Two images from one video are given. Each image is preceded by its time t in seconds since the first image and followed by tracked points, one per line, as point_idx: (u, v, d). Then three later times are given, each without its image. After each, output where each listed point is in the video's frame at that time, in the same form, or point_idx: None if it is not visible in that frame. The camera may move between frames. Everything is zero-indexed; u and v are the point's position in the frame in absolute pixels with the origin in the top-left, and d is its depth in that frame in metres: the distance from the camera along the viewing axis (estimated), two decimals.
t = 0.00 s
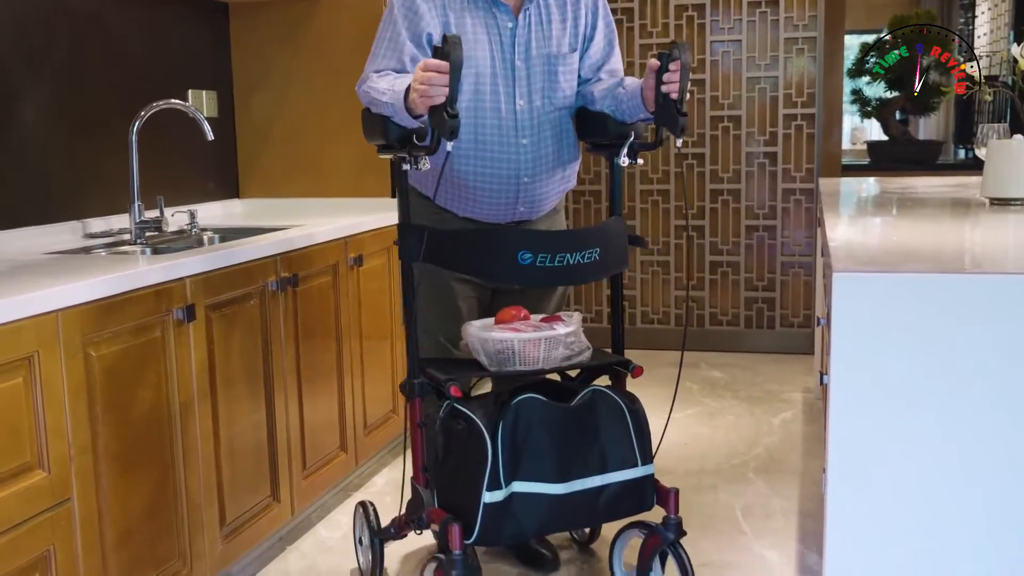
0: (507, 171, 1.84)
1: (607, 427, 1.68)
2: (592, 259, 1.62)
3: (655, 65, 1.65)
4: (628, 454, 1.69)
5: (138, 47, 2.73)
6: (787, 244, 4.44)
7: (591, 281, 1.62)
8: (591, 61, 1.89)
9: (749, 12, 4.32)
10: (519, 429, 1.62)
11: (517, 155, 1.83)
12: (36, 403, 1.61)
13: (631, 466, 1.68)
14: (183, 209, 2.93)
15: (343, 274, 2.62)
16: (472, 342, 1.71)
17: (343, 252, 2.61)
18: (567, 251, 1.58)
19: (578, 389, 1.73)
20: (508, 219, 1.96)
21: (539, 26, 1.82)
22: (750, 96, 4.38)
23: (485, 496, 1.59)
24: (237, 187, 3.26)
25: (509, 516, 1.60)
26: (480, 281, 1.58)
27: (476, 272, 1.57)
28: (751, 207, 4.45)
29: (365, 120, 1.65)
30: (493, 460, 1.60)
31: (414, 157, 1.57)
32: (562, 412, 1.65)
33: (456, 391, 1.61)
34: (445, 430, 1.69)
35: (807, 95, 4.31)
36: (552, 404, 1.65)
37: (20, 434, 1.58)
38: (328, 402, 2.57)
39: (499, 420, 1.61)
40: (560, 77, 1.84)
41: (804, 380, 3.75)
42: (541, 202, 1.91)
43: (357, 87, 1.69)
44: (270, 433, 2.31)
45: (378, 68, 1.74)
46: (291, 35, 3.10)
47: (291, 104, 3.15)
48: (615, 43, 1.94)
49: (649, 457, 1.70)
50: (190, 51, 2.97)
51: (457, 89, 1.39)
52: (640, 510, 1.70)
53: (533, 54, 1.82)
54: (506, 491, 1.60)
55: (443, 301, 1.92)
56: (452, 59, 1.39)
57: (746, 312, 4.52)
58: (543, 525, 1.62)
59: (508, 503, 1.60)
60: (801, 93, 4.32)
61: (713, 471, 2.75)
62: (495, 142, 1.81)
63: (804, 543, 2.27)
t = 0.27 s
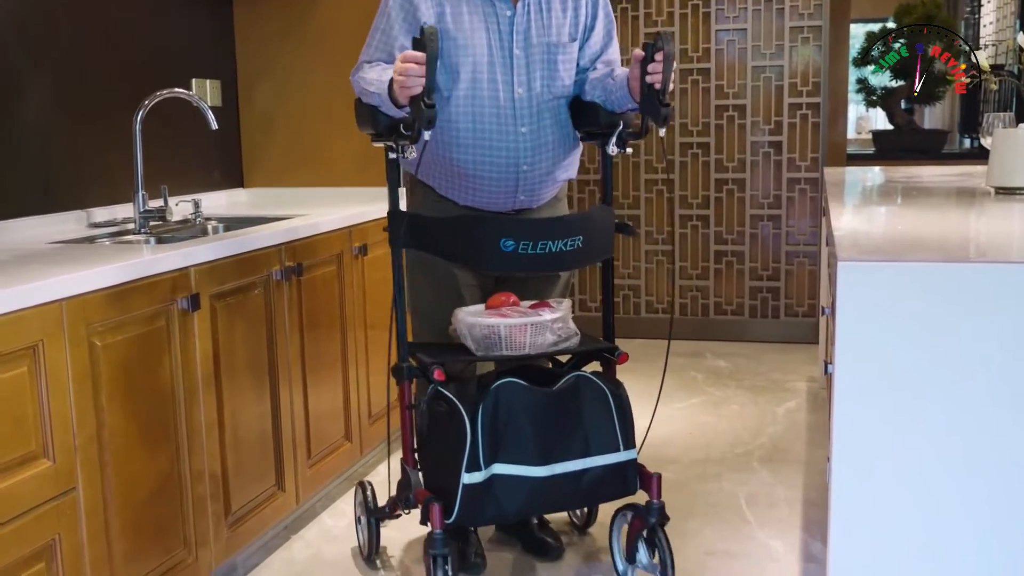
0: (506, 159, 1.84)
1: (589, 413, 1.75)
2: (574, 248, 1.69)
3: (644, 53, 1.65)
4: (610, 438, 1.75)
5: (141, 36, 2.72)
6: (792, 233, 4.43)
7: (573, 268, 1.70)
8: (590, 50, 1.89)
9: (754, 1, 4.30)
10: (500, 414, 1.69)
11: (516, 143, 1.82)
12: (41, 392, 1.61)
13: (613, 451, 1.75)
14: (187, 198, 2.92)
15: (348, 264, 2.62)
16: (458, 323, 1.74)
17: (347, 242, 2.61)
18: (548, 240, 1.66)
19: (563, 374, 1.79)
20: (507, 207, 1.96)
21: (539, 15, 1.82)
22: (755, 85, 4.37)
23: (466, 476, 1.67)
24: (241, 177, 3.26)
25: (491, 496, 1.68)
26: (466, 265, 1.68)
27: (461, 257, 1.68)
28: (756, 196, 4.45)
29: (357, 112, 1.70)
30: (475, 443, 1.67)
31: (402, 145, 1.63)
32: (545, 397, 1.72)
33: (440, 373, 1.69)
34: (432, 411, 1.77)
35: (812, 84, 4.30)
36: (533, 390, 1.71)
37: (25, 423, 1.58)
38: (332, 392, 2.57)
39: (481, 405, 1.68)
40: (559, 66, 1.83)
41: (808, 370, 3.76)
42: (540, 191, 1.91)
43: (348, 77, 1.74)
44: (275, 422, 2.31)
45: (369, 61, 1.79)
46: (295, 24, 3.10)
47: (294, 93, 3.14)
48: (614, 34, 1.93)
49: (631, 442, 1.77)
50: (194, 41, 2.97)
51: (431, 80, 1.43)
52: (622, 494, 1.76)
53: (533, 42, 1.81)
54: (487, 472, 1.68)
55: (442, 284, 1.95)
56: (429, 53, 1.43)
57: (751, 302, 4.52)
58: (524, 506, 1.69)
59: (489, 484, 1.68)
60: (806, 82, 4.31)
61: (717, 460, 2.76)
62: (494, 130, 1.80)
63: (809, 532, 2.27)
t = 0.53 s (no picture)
0: (497, 144, 1.85)
1: (564, 398, 1.76)
2: (550, 233, 1.72)
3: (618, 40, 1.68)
4: (584, 423, 1.76)
5: (140, 22, 2.71)
6: (792, 219, 4.43)
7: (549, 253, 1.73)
8: (584, 34, 1.87)
9: None
10: (471, 396, 1.71)
11: (505, 128, 1.84)
12: (42, 377, 1.61)
13: (589, 436, 1.76)
14: (187, 184, 2.92)
15: (348, 250, 2.61)
16: (440, 306, 1.80)
17: (348, 228, 2.61)
18: (521, 225, 1.69)
19: (540, 358, 1.81)
20: (502, 193, 1.97)
21: None
22: (756, 70, 4.35)
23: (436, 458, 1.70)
24: (240, 162, 3.25)
25: (461, 478, 1.71)
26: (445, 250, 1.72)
27: (438, 242, 1.71)
28: (757, 182, 4.44)
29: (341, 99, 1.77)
30: (445, 425, 1.70)
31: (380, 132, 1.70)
32: (518, 380, 1.74)
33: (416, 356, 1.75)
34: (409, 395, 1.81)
35: (813, 69, 4.29)
36: (505, 373, 1.73)
37: (26, 409, 1.58)
38: (333, 377, 2.57)
39: (452, 388, 1.71)
40: (550, 50, 1.82)
41: (808, 355, 3.76)
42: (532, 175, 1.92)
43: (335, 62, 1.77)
44: (276, 408, 2.31)
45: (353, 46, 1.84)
46: (294, 9, 3.08)
47: (294, 79, 3.13)
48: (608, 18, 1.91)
49: (607, 428, 1.77)
50: (193, 26, 2.95)
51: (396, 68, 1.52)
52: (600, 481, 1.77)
53: (522, 27, 1.81)
54: (456, 455, 1.71)
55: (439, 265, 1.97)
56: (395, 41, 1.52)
57: (751, 288, 4.52)
58: (495, 489, 1.71)
59: (459, 467, 1.71)
60: (807, 68, 4.30)
61: (717, 446, 2.76)
62: (483, 115, 1.82)
63: (809, 517, 2.28)
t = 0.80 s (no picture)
0: (482, 126, 1.86)
1: (539, 384, 1.82)
2: (525, 217, 1.72)
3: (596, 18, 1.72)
4: (558, 411, 1.82)
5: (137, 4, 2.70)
6: (792, 202, 4.43)
7: (526, 237, 1.74)
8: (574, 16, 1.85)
9: None
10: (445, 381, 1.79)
11: (491, 112, 1.84)
12: (41, 360, 1.61)
13: (562, 423, 1.82)
14: (186, 167, 2.91)
15: (347, 233, 2.61)
16: (423, 288, 1.87)
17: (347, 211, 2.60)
18: (498, 209, 1.70)
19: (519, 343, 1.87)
20: (490, 173, 1.99)
21: None
22: (756, 53, 4.34)
23: (408, 439, 1.77)
24: (239, 145, 3.25)
25: (433, 460, 1.78)
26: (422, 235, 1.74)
27: (415, 226, 1.73)
28: (757, 165, 4.43)
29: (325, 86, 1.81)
30: (418, 408, 1.78)
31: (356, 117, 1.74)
32: (493, 366, 1.81)
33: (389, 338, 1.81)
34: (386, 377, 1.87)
35: (813, 51, 4.27)
36: (480, 359, 1.80)
37: (25, 391, 1.58)
38: (332, 360, 2.58)
39: (425, 372, 1.79)
40: (538, 33, 1.81)
41: (807, 338, 3.76)
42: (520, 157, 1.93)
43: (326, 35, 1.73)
44: (276, 391, 2.32)
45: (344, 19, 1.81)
46: None
47: (292, 62, 3.12)
48: None
49: (581, 416, 1.84)
50: (191, 8, 2.94)
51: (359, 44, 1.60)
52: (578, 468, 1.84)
53: (510, 10, 1.79)
54: (429, 437, 1.78)
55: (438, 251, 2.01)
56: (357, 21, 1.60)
57: (750, 271, 4.53)
58: (467, 472, 1.78)
59: (430, 449, 1.78)
60: (808, 50, 4.28)
61: (717, 428, 2.77)
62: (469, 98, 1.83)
63: (807, 499, 2.29)
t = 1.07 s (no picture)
0: (466, 106, 1.87)
1: (515, 367, 1.82)
2: (501, 196, 1.72)
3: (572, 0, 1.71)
4: (534, 394, 1.82)
5: None
6: (792, 180, 4.42)
7: (502, 216, 1.73)
8: None
9: None
10: (419, 362, 1.80)
11: (474, 91, 1.84)
12: (40, 338, 1.61)
13: (537, 406, 1.82)
14: (183, 146, 2.91)
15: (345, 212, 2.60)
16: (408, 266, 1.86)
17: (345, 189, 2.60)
18: (471, 189, 1.70)
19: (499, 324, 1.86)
20: (480, 152, 2.00)
21: None
22: (756, 31, 4.32)
23: (381, 418, 1.80)
24: (237, 124, 3.24)
25: (405, 439, 1.81)
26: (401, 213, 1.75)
27: (394, 204, 1.74)
28: (756, 143, 4.42)
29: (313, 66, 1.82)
30: (391, 388, 1.80)
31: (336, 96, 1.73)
32: (469, 348, 1.81)
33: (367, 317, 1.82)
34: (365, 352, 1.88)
35: (813, 29, 4.25)
36: (454, 341, 1.81)
37: (24, 369, 1.58)
38: (331, 339, 2.58)
39: (396, 351, 1.80)
40: (520, 12, 1.80)
41: (806, 317, 3.76)
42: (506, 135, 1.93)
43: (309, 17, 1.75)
44: (275, 370, 2.32)
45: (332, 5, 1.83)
46: None
47: (289, 40, 3.11)
48: None
49: (557, 399, 1.83)
50: None
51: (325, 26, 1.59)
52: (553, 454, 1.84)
53: None
54: (402, 417, 1.81)
55: (434, 236, 2.06)
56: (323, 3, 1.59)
57: (749, 250, 4.54)
58: (439, 453, 1.81)
59: (404, 428, 1.81)
60: (807, 28, 4.26)
61: (715, 407, 2.77)
62: (451, 77, 1.83)
63: (805, 477, 2.29)
